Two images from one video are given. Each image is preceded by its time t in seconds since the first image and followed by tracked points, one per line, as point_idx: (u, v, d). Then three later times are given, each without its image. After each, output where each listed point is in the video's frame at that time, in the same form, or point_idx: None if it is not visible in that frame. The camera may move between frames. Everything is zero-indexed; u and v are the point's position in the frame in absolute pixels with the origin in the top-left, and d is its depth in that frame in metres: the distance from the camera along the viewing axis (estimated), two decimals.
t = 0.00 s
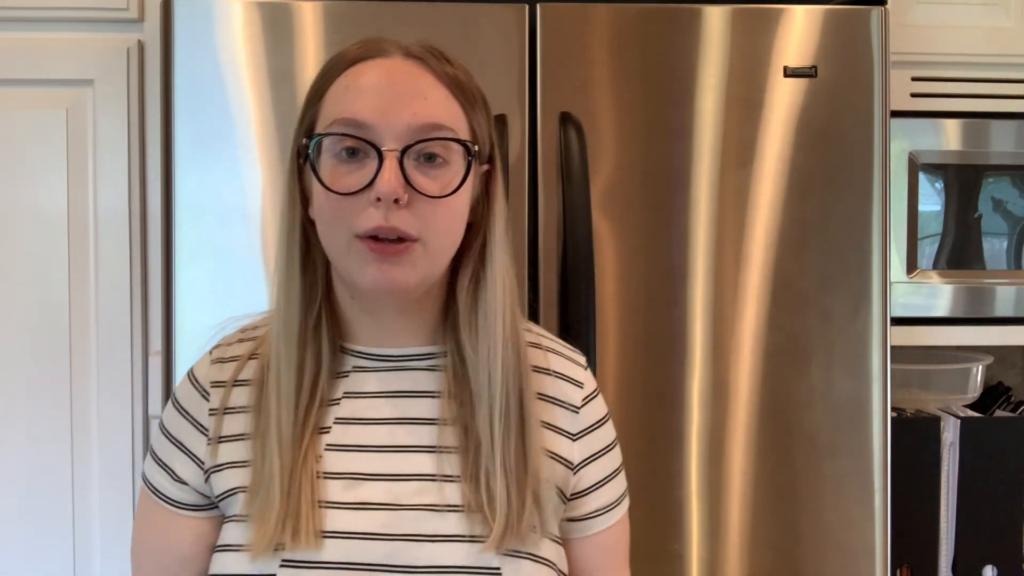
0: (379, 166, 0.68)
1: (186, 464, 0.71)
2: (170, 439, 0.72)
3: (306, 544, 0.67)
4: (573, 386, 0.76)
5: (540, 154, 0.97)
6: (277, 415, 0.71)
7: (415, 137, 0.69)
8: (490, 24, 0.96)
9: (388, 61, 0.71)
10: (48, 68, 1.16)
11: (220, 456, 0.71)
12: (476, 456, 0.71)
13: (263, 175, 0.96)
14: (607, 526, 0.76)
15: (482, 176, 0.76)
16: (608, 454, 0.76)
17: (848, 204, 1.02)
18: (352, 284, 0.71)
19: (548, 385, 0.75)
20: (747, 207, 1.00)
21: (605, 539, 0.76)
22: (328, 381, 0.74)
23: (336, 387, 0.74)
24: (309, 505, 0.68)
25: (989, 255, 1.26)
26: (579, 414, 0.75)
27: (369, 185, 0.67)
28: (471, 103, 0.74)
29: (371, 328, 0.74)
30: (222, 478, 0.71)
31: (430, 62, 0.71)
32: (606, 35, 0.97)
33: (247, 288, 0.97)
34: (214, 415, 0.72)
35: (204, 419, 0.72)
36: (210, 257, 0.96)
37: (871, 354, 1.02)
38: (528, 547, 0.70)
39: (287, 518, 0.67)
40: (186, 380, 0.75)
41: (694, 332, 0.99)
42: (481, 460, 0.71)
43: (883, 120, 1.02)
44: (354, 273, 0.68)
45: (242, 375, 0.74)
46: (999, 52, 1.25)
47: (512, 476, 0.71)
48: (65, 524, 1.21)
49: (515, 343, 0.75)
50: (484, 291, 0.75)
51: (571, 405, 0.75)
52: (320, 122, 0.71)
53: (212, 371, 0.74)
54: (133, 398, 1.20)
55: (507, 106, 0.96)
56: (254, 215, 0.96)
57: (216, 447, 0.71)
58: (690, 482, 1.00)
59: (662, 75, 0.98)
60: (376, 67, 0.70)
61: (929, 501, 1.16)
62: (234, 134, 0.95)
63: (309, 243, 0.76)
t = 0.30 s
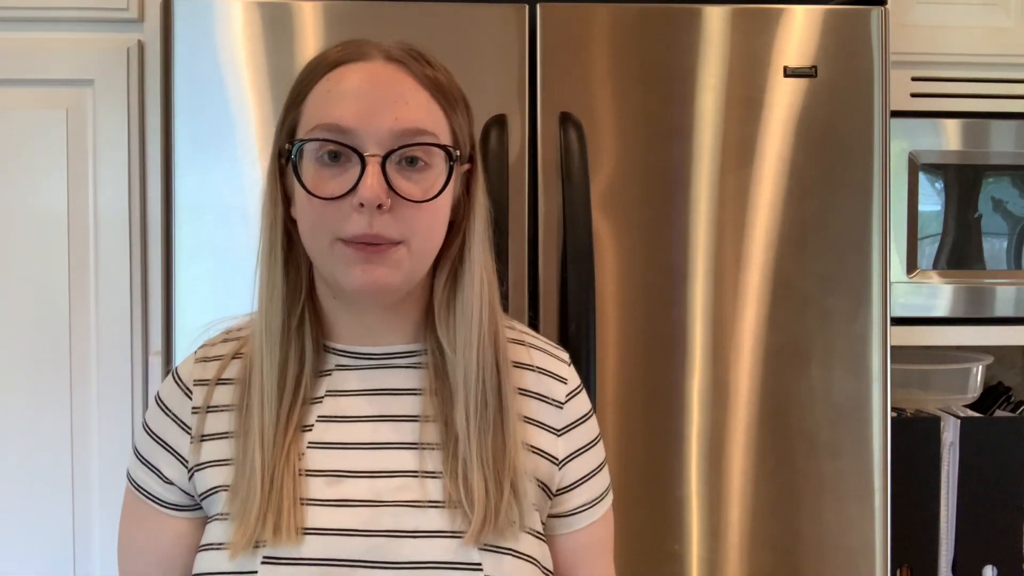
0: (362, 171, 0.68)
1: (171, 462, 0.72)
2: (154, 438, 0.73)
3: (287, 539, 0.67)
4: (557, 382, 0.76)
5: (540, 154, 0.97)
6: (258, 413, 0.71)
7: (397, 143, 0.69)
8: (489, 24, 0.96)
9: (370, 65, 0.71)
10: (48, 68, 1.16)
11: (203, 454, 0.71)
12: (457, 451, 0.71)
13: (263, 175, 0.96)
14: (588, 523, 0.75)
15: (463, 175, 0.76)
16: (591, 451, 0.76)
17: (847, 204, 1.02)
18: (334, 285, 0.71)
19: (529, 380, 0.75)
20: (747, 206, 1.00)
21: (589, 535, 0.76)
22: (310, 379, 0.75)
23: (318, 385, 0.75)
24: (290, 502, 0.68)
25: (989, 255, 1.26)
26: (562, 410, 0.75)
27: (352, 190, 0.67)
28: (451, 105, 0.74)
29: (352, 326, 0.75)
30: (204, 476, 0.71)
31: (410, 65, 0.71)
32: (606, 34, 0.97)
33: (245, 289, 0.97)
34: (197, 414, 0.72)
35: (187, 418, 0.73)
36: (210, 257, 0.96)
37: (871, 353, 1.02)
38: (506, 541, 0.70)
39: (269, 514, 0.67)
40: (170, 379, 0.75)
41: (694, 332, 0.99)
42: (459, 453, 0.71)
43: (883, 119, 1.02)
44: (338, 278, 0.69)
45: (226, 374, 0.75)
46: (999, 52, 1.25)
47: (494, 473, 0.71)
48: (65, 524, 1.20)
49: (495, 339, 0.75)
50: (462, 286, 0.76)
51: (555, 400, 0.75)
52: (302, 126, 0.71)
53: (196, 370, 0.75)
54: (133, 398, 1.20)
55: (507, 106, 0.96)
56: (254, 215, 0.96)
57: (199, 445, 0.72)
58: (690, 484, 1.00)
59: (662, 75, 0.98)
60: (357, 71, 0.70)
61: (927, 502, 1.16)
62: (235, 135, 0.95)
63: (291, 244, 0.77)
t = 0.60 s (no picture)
0: (360, 186, 0.68)
1: (172, 470, 0.73)
2: (155, 447, 0.74)
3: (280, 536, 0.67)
4: (554, 381, 0.75)
5: (541, 155, 0.97)
6: (255, 417, 0.72)
7: (396, 157, 0.69)
8: (489, 25, 0.96)
9: (369, 76, 0.71)
10: (48, 68, 1.16)
11: (203, 460, 0.72)
12: (454, 451, 0.71)
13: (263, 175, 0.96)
14: (586, 524, 0.75)
15: (461, 183, 0.76)
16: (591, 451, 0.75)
17: (847, 204, 1.02)
18: (333, 296, 0.72)
19: (527, 379, 0.75)
20: (747, 206, 1.00)
21: (589, 536, 0.75)
22: (307, 383, 0.75)
23: (315, 389, 0.75)
24: (284, 502, 0.68)
25: (990, 255, 1.26)
26: (560, 408, 0.74)
27: (350, 204, 0.68)
28: (450, 116, 0.75)
29: (350, 330, 0.75)
30: (205, 481, 0.72)
31: (409, 76, 0.72)
32: (606, 35, 0.97)
33: (244, 291, 0.97)
34: (196, 421, 0.73)
35: (187, 425, 0.73)
36: (210, 257, 0.96)
37: (871, 352, 1.02)
38: (504, 541, 0.70)
39: (262, 514, 0.67)
40: (170, 388, 0.76)
41: (694, 332, 0.99)
42: (456, 453, 0.71)
43: (883, 119, 1.02)
44: (336, 287, 0.69)
45: (225, 381, 0.75)
46: (999, 52, 1.25)
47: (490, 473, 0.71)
48: (64, 525, 1.20)
49: (490, 341, 0.76)
50: (458, 287, 0.76)
51: (553, 400, 0.75)
52: (301, 137, 0.71)
53: (195, 379, 0.76)
54: (133, 398, 1.20)
55: (507, 106, 0.96)
56: (254, 215, 0.96)
57: (199, 452, 0.72)
58: (690, 484, 1.00)
59: (662, 77, 0.98)
60: (357, 81, 0.70)
61: (927, 502, 1.16)
62: (235, 135, 0.95)
63: (290, 246, 0.77)
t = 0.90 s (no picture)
0: (368, 187, 0.68)
1: (179, 469, 0.73)
2: (163, 445, 0.74)
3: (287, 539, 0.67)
4: (561, 386, 0.75)
5: (540, 155, 0.97)
6: (262, 417, 0.72)
7: (404, 158, 0.69)
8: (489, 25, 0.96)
9: (377, 75, 0.71)
10: (48, 68, 1.16)
11: (211, 459, 0.72)
12: (461, 454, 0.71)
13: (263, 175, 0.96)
14: (593, 530, 0.75)
15: (468, 184, 0.76)
16: (598, 457, 0.75)
17: (847, 204, 1.02)
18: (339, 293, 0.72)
19: (533, 384, 0.75)
20: (747, 206, 1.00)
21: (596, 540, 0.75)
22: (314, 384, 0.75)
23: (323, 390, 0.75)
24: (291, 504, 0.68)
25: (989, 255, 1.26)
26: (567, 414, 0.74)
27: (358, 205, 0.67)
28: (458, 115, 0.74)
29: (357, 331, 0.75)
30: (212, 481, 0.72)
31: (417, 76, 0.71)
32: (606, 35, 0.97)
33: (246, 290, 0.97)
34: (204, 420, 0.73)
35: (195, 424, 0.73)
36: (210, 257, 0.96)
37: (871, 352, 1.02)
38: (512, 546, 0.70)
39: (269, 515, 0.68)
40: (178, 387, 0.76)
41: (694, 332, 0.99)
42: (463, 456, 0.71)
43: (883, 119, 1.02)
44: (342, 288, 0.69)
45: (234, 380, 0.75)
46: (998, 52, 1.25)
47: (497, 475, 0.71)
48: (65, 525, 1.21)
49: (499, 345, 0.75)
50: (466, 288, 0.76)
51: (560, 405, 0.74)
52: (308, 138, 0.71)
53: (203, 377, 0.76)
54: (133, 398, 1.20)
55: (506, 106, 0.96)
56: (255, 215, 0.96)
57: (206, 451, 0.72)
58: (690, 484, 1.00)
59: (662, 76, 0.98)
60: (365, 81, 0.70)
61: (927, 502, 1.16)
62: (235, 135, 0.95)
63: (297, 246, 0.77)
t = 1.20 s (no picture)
0: (388, 184, 0.68)
1: (195, 471, 0.72)
2: (178, 448, 0.73)
3: (310, 543, 0.68)
4: (577, 385, 0.76)
5: (540, 155, 0.97)
6: (281, 420, 0.71)
7: (422, 155, 0.69)
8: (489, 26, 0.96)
9: (393, 73, 0.71)
10: (47, 67, 1.16)
11: (229, 462, 0.72)
12: (483, 455, 0.72)
13: (263, 174, 0.96)
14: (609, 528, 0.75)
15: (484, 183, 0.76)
16: (613, 455, 0.76)
17: (847, 204, 1.02)
18: (357, 295, 0.72)
19: (551, 384, 0.75)
20: (747, 206, 0.99)
21: (612, 538, 0.76)
22: (333, 385, 0.75)
23: (341, 391, 0.75)
24: (314, 508, 0.68)
25: (989, 255, 1.26)
26: (583, 413, 0.74)
27: (377, 202, 0.68)
28: (474, 111, 0.75)
29: (375, 332, 0.75)
30: (232, 484, 0.71)
31: (433, 72, 0.72)
32: (607, 35, 0.97)
33: (246, 289, 0.96)
34: (222, 422, 0.73)
35: (212, 426, 0.73)
36: (211, 258, 0.96)
37: (871, 352, 1.02)
38: (536, 545, 0.70)
39: (291, 519, 0.67)
40: (192, 388, 0.75)
41: (694, 333, 0.99)
42: (485, 457, 0.71)
43: (883, 120, 1.02)
44: (362, 289, 0.69)
45: (250, 382, 0.75)
46: (998, 52, 1.25)
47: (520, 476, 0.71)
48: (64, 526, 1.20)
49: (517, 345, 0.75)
50: (484, 292, 0.76)
51: (576, 404, 0.75)
52: (324, 138, 0.71)
53: (218, 379, 0.75)
54: (133, 398, 1.20)
55: (506, 106, 0.96)
56: (255, 214, 0.96)
57: (224, 454, 0.72)
58: (690, 483, 1.00)
59: (662, 75, 0.98)
60: (380, 79, 0.70)
61: (928, 502, 1.16)
62: (234, 135, 0.95)
63: (311, 248, 0.77)
